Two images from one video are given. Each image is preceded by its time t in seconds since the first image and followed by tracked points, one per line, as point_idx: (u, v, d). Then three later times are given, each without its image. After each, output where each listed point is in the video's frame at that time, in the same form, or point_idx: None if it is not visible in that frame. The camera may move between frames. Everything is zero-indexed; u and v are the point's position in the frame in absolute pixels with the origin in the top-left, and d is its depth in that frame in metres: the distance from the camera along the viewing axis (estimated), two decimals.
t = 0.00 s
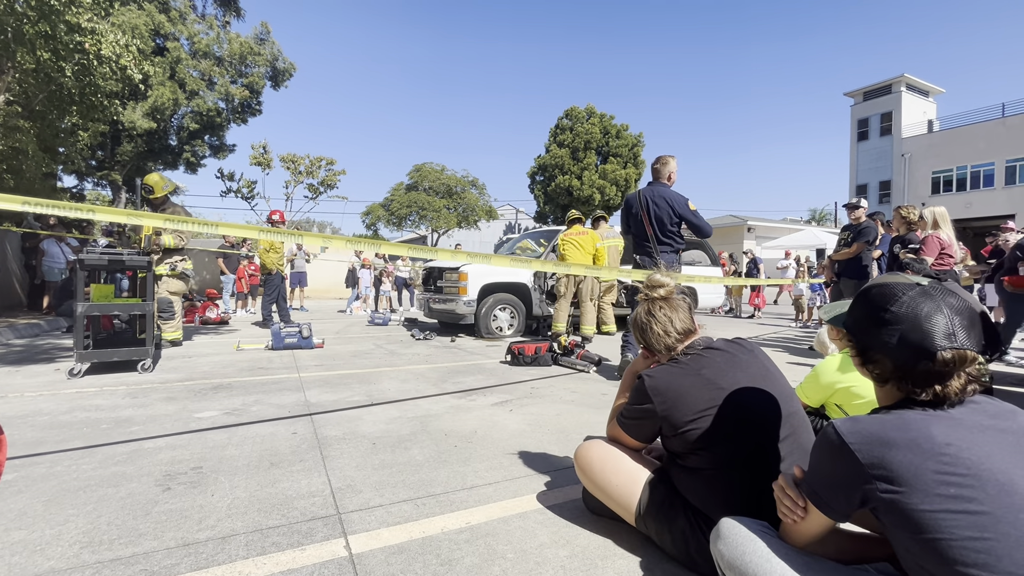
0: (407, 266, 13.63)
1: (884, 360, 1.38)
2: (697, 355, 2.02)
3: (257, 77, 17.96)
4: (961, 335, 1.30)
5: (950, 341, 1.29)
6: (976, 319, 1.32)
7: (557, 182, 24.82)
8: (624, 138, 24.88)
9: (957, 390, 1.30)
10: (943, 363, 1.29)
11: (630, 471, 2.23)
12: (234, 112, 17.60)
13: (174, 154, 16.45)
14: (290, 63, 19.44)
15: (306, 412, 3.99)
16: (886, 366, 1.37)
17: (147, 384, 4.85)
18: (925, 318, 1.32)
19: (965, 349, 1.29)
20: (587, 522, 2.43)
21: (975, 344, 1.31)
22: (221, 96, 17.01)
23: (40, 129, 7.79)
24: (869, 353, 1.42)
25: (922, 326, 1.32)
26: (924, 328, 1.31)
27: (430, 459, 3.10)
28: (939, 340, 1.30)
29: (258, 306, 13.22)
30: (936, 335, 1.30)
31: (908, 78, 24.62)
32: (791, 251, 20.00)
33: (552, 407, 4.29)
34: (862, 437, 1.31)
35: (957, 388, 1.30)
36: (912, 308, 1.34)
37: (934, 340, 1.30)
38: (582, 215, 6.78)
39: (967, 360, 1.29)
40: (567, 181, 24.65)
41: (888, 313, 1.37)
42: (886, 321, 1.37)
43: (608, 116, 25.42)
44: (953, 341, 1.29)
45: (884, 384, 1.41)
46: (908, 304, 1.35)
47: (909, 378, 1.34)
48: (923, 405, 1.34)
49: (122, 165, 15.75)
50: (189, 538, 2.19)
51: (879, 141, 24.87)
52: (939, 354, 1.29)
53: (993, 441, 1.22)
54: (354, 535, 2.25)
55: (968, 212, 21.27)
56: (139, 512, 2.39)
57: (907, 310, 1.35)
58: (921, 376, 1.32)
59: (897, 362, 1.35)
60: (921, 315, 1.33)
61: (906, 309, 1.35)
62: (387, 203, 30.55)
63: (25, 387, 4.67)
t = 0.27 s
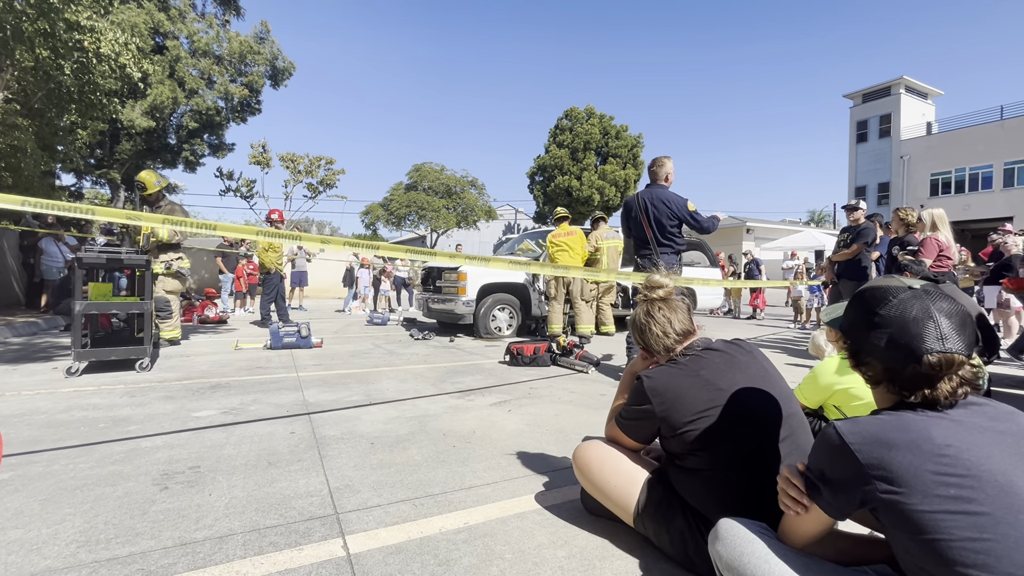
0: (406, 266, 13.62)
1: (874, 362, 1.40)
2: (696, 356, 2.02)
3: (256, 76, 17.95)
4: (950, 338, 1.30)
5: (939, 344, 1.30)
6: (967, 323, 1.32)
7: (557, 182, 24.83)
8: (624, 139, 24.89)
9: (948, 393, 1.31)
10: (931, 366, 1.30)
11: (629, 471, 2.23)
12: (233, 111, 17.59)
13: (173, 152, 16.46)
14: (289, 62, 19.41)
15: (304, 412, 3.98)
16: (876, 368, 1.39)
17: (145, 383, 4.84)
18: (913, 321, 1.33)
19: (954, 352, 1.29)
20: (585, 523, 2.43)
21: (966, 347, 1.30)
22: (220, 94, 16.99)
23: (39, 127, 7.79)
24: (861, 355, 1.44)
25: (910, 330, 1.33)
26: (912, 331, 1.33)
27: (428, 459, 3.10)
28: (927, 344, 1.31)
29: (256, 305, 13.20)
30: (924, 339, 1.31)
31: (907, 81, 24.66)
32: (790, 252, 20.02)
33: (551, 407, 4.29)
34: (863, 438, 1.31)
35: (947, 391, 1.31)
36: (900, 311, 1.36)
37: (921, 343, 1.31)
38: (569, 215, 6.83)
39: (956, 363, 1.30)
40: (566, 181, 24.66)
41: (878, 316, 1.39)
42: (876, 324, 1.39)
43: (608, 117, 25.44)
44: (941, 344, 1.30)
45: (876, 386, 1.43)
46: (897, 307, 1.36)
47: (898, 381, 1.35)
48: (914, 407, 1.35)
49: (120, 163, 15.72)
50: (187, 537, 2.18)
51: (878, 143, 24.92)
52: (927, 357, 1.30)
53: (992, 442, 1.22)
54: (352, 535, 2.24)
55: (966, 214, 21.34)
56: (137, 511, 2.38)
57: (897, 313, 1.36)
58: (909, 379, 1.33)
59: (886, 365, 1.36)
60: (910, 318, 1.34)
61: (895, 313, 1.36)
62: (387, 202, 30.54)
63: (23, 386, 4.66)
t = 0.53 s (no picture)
0: (405, 266, 13.61)
1: (871, 365, 1.40)
2: (694, 357, 2.02)
3: (256, 75, 17.92)
4: (948, 342, 1.30)
5: (935, 348, 1.30)
6: (966, 326, 1.31)
7: (556, 182, 24.83)
8: (624, 139, 24.91)
9: (945, 397, 1.30)
10: (927, 370, 1.30)
11: (626, 472, 2.23)
12: (233, 109, 17.58)
13: (172, 150, 16.49)
14: (289, 61, 19.38)
15: (302, 411, 3.98)
16: (873, 371, 1.40)
17: (142, 381, 4.83)
18: (910, 325, 1.33)
19: (952, 357, 1.29)
20: (583, 523, 2.43)
21: (963, 352, 1.30)
22: (220, 93, 16.97)
23: (37, 124, 7.79)
24: (858, 358, 1.44)
25: (906, 333, 1.33)
26: (909, 335, 1.33)
27: (426, 458, 3.09)
28: (924, 348, 1.30)
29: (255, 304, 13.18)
30: (920, 342, 1.31)
31: (906, 83, 24.69)
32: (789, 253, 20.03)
33: (549, 407, 4.28)
34: (861, 440, 1.31)
35: (944, 395, 1.30)
36: (898, 315, 1.36)
37: (919, 347, 1.31)
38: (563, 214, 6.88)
39: (952, 369, 1.29)
40: (566, 181, 24.66)
41: (876, 320, 1.40)
42: (874, 327, 1.39)
43: (608, 117, 25.45)
44: (938, 349, 1.30)
45: (873, 389, 1.43)
46: (895, 311, 1.36)
47: (895, 384, 1.35)
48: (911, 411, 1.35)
49: (119, 161, 15.70)
50: (183, 536, 2.18)
51: (877, 145, 24.94)
52: (924, 361, 1.30)
53: (989, 444, 1.22)
54: (348, 534, 2.24)
55: (964, 216, 21.36)
56: (133, 510, 2.37)
57: (896, 316, 1.36)
58: (906, 382, 1.33)
59: (883, 368, 1.37)
60: (908, 322, 1.34)
61: (893, 316, 1.37)
62: (386, 202, 30.53)
63: (19, 384, 4.65)
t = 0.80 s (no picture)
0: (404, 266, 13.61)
1: (871, 365, 1.41)
2: (694, 358, 2.02)
3: (256, 73, 17.90)
4: (947, 344, 1.30)
5: (935, 350, 1.30)
6: (967, 328, 1.32)
7: (556, 183, 24.84)
8: (623, 140, 24.94)
9: (943, 399, 1.31)
10: (926, 372, 1.30)
11: (625, 474, 2.22)
12: (232, 108, 17.56)
13: (171, 149, 16.48)
14: (289, 60, 19.37)
15: (301, 410, 3.97)
16: (872, 371, 1.40)
17: (141, 380, 4.82)
18: (911, 326, 1.33)
19: (951, 358, 1.30)
20: (581, 524, 2.43)
21: (962, 354, 1.30)
22: (219, 91, 16.95)
23: (36, 122, 7.78)
24: (858, 358, 1.44)
25: (907, 334, 1.33)
26: (909, 335, 1.33)
27: (425, 458, 3.09)
28: (924, 349, 1.31)
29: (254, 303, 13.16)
30: (920, 344, 1.31)
31: (906, 85, 24.74)
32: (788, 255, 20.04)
33: (548, 407, 4.28)
34: (862, 441, 1.31)
35: (942, 397, 1.31)
36: (899, 315, 1.36)
37: (918, 348, 1.31)
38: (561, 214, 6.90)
39: (952, 370, 1.30)
40: (565, 182, 24.65)
41: (877, 320, 1.40)
42: (874, 328, 1.40)
43: (608, 118, 25.48)
44: (938, 350, 1.30)
45: (872, 389, 1.43)
46: (896, 311, 1.37)
47: (893, 385, 1.36)
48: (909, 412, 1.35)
49: (118, 159, 15.68)
50: (181, 535, 2.17)
51: (876, 147, 24.99)
52: (923, 362, 1.31)
53: (988, 445, 1.22)
54: (347, 534, 2.23)
55: (963, 218, 21.39)
56: (131, 509, 2.37)
57: (896, 317, 1.37)
58: (904, 383, 1.33)
59: (882, 369, 1.37)
60: (908, 323, 1.34)
61: (894, 317, 1.37)
62: (386, 201, 30.50)
63: (17, 382, 4.64)
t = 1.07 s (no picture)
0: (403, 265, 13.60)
1: (871, 365, 1.41)
2: (694, 358, 2.02)
3: (255, 72, 17.88)
4: (947, 345, 1.30)
5: (934, 350, 1.31)
6: (967, 330, 1.32)
7: (556, 183, 24.84)
8: (623, 140, 24.95)
9: (940, 400, 1.31)
10: (925, 371, 1.30)
11: (624, 474, 2.22)
12: (232, 107, 17.54)
13: (171, 147, 16.49)
14: (289, 59, 19.36)
15: (300, 410, 3.97)
16: (872, 370, 1.41)
17: (140, 379, 4.82)
18: (912, 326, 1.33)
19: (950, 359, 1.30)
20: (581, 523, 2.43)
21: (962, 355, 1.31)
22: (219, 90, 16.93)
23: (35, 120, 7.76)
24: (858, 357, 1.45)
25: (908, 334, 1.33)
26: (909, 335, 1.33)
27: (425, 458, 3.09)
28: (923, 349, 1.31)
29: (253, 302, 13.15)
30: (920, 344, 1.32)
31: (905, 86, 24.77)
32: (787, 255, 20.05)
33: (547, 407, 4.29)
34: (863, 443, 1.32)
35: (940, 397, 1.31)
36: (901, 316, 1.36)
37: (918, 348, 1.32)
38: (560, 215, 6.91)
39: (950, 371, 1.30)
40: (565, 182, 24.65)
41: (879, 319, 1.40)
42: (875, 327, 1.40)
43: (607, 118, 25.49)
44: (937, 351, 1.30)
45: (871, 388, 1.44)
46: (898, 311, 1.37)
47: (892, 384, 1.36)
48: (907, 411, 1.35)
49: (117, 158, 15.66)
50: (181, 535, 2.17)
51: (875, 148, 25.02)
52: (922, 362, 1.31)
53: (988, 447, 1.23)
54: (347, 533, 2.23)
55: (961, 219, 21.43)
56: (131, 507, 2.37)
57: (898, 317, 1.37)
58: (903, 383, 1.34)
59: (882, 368, 1.37)
60: (909, 323, 1.34)
61: (895, 317, 1.37)
62: (385, 200, 30.49)
63: (16, 381, 4.63)
